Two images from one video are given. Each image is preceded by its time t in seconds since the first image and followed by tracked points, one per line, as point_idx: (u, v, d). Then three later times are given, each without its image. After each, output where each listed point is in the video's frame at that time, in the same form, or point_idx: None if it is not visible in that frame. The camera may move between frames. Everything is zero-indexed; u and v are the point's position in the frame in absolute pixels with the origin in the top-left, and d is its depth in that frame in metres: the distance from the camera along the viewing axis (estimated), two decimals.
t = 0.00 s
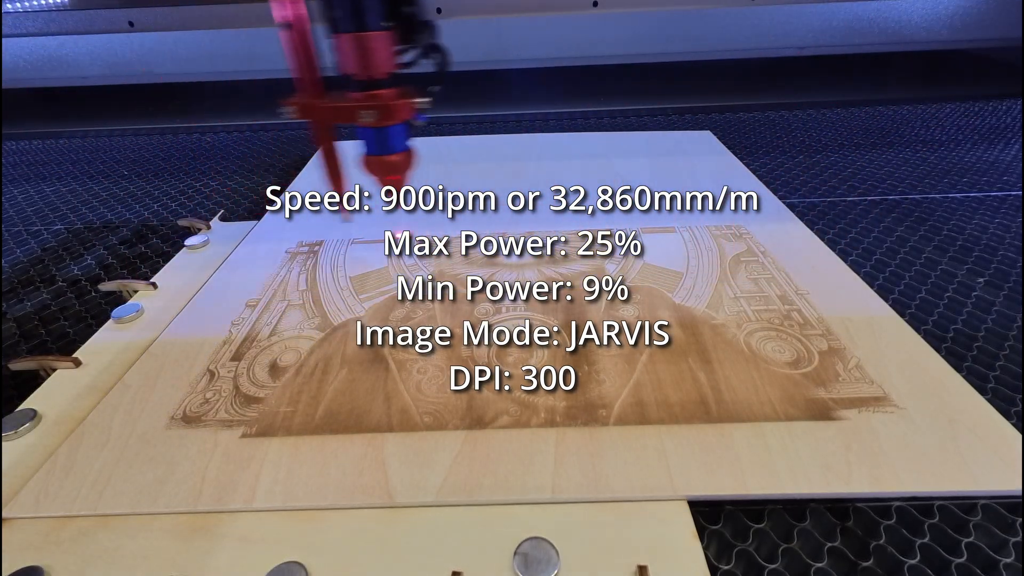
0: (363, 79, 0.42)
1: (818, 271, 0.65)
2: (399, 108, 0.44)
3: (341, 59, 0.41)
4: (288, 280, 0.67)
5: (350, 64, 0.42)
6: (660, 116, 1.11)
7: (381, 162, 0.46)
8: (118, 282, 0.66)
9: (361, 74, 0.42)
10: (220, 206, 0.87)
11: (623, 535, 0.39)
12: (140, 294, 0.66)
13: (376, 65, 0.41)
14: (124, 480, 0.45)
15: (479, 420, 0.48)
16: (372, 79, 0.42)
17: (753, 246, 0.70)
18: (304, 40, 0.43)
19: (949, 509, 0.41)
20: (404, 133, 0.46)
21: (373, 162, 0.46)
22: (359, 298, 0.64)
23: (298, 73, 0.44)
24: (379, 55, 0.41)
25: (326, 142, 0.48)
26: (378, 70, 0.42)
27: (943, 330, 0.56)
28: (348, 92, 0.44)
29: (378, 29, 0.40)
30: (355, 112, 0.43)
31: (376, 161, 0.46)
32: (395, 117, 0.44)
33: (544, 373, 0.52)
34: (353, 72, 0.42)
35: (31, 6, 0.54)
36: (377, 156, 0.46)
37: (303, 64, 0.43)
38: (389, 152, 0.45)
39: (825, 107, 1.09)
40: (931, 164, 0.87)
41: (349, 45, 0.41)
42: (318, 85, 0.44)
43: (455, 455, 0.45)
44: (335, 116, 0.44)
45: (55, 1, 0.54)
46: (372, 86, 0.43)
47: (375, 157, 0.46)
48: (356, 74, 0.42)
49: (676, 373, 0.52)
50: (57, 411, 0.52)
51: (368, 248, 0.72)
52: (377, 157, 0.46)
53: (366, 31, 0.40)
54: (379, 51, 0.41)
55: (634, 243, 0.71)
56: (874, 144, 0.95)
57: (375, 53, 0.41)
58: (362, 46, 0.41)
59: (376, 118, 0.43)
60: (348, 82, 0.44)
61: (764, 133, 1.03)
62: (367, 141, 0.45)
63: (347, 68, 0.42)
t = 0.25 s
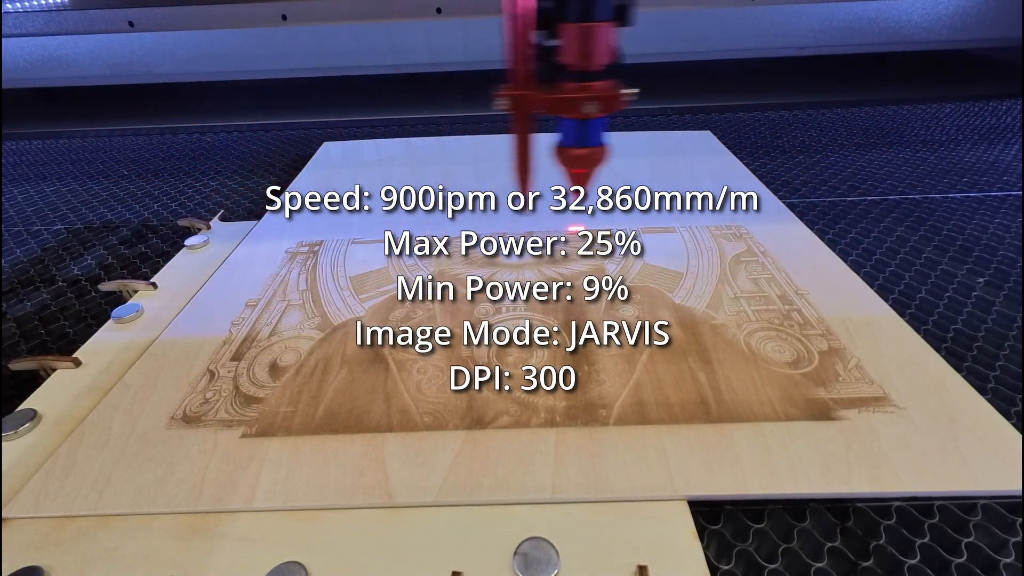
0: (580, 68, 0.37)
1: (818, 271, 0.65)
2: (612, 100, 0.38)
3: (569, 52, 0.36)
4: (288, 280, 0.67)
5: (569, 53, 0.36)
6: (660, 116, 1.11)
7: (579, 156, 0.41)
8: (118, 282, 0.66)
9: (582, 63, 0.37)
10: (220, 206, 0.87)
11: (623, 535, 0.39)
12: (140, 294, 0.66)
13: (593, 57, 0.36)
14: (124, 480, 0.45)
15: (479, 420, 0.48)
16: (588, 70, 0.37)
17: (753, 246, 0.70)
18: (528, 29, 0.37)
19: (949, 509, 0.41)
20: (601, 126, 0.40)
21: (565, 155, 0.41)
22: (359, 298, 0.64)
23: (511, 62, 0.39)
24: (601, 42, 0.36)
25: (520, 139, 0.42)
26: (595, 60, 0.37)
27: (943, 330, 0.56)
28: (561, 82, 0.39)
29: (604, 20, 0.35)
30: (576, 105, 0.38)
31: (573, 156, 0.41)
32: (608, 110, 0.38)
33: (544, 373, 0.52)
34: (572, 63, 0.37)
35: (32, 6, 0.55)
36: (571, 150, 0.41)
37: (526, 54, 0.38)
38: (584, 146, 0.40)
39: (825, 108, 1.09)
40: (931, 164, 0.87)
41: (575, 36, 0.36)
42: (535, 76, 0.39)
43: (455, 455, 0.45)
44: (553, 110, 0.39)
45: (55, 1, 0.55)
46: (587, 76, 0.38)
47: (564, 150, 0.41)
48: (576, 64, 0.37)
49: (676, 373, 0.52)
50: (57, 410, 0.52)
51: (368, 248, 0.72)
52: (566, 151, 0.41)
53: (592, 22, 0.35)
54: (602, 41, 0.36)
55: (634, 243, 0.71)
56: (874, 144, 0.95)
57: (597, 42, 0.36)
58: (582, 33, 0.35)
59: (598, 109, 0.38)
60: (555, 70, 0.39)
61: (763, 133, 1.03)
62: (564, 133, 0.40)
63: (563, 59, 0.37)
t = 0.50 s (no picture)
0: (799, 59, 0.38)
1: (818, 271, 0.65)
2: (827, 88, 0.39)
3: (796, 47, 0.37)
4: (288, 280, 0.67)
5: (795, 47, 0.38)
6: (659, 117, 1.11)
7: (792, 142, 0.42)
8: (118, 282, 0.66)
9: (806, 55, 0.38)
10: (220, 206, 0.87)
11: (623, 535, 0.39)
12: (140, 294, 0.66)
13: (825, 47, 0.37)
14: (124, 480, 0.45)
15: (478, 420, 0.48)
16: (808, 61, 0.38)
17: (753, 246, 0.70)
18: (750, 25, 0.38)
19: (948, 509, 0.41)
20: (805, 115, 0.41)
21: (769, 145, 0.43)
22: (360, 298, 0.64)
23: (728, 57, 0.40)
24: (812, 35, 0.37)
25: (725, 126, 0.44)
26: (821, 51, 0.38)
27: (943, 330, 0.56)
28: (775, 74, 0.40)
29: (837, 11, 0.36)
30: (803, 96, 0.39)
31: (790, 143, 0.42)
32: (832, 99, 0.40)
33: (544, 373, 0.52)
34: (791, 53, 0.38)
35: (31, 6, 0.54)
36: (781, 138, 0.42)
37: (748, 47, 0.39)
38: (790, 136, 0.42)
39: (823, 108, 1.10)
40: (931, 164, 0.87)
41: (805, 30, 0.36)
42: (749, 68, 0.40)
43: (455, 455, 0.45)
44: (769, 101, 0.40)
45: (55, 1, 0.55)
46: (808, 67, 0.39)
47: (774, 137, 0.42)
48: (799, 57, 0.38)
49: (676, 373, 0.52)
50: (57, 411, 0.52)
51: (368, 248, 0.72)
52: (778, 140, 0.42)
53: (827, 14, 0.36)
54: (833, 32, 0.37)
55: (635, 243, 0.71)
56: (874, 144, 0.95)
57: (828, 34, 0.36)
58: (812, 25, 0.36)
59: (821, 101, 0.39)
60: (772, 60, 0.40)
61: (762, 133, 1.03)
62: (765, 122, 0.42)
63: (789, 52, 0.38)
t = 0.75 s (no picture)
0: (710, 63, 0.34)
1: (818, 271, 0.65)
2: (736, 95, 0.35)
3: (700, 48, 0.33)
4: (288, 280, 0.67)
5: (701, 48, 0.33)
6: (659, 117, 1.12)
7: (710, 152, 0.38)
8: (118, 282, 0.66)
9: (708, 58, 0.33)
10: (220, 206, 0.87)
11: (623, 535, 0.39)
12: (140, 294, 0.66)
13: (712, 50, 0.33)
14: (124, 480, 0.45)
15: (478, 420, 0.48)
16: (719, 65, 0.34)
17: (753, 245, 0.70)
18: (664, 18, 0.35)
19: (949, 509, 0.41)
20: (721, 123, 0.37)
21: (686, 151, 0.38)
22: (360, 298, 0.64)
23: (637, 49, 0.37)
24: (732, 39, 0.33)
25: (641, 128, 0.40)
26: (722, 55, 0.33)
27: (943, 330, 0.56)
28: (690, 76, 0.35)
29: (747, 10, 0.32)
30: (710, 100, 0.35)
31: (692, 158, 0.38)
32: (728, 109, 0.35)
33: (544, 373, 0.52)
34: (703, 57, 0.34)
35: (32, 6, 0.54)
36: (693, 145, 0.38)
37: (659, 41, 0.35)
38: (705, 144, 0.37)
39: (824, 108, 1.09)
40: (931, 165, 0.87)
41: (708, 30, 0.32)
42: (660, 69, 0.37)
43: (455, 455, 0.45)
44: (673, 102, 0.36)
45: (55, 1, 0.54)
46: (717, 72, 0.34)
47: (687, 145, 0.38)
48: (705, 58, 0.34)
49: (676, 373, 0.52)
50: (57, 411, 0.52)
51: (368, 248, 0.72)
52: (690, 147, 0.38)
53: (733, 15, 0.31)
54: (742, 33, 0.32)
55: (635, 243, 0.71)
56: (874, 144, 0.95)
57: (735, 36, 0.32)
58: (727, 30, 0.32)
59: (734, 105, 0.35)
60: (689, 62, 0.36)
61: (762, 133, 1.03)
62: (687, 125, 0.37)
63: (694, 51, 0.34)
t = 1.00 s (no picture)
0: (486, 73, 0.35)
1: (818, 271, 0.65)
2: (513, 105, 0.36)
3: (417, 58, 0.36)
4: (288, 280, 0.67)
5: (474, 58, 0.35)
6: (659, 117, 1.12)
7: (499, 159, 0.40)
8: (118, 283, 0.66)
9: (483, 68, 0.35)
10: (221, 206, 0.87)
11: (622, 535, 0.39)
12: (140, 294, 0.67)
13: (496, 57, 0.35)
14: (125, 480, 0.45)
15: (479, 420, 0.48)
16: (494, 75, 0.36)
17: (753, 246, 0.70)
18: (429, 31, 0.35)
19: (949, 509, 0.41)
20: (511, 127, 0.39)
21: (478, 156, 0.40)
22: (359, 298, 0.63)
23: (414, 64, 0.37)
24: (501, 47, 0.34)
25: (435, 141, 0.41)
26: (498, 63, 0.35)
27: (943, 330, 0.56)
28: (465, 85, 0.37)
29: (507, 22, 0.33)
30: (479, 109, 0.36)
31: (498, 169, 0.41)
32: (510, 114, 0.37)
33: (544, 373, 0.52)
34: (477, 68, 0.35)
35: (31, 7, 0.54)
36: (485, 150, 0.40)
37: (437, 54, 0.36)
38: (497, 149, 0.39)
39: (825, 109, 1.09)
40: (931, 165, 0.86)
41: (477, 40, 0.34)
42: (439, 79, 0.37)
43: (455, 455, 0.45)
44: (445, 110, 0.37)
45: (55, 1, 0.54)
46: (493, 81, 0.36)
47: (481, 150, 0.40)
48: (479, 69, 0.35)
49: (676, 373, 0.52)
50: (57, 411, 0.52)
51: (368, 248, 0.72)
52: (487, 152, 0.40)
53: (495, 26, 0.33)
54: (506, 45, 0.34)
55: (634, 243, 0.71)
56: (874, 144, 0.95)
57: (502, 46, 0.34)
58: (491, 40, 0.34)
59: (503, 113, 0.37)
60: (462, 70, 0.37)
61: (764, 134, 1.03)
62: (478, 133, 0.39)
63: (469, 61, 0.35)
